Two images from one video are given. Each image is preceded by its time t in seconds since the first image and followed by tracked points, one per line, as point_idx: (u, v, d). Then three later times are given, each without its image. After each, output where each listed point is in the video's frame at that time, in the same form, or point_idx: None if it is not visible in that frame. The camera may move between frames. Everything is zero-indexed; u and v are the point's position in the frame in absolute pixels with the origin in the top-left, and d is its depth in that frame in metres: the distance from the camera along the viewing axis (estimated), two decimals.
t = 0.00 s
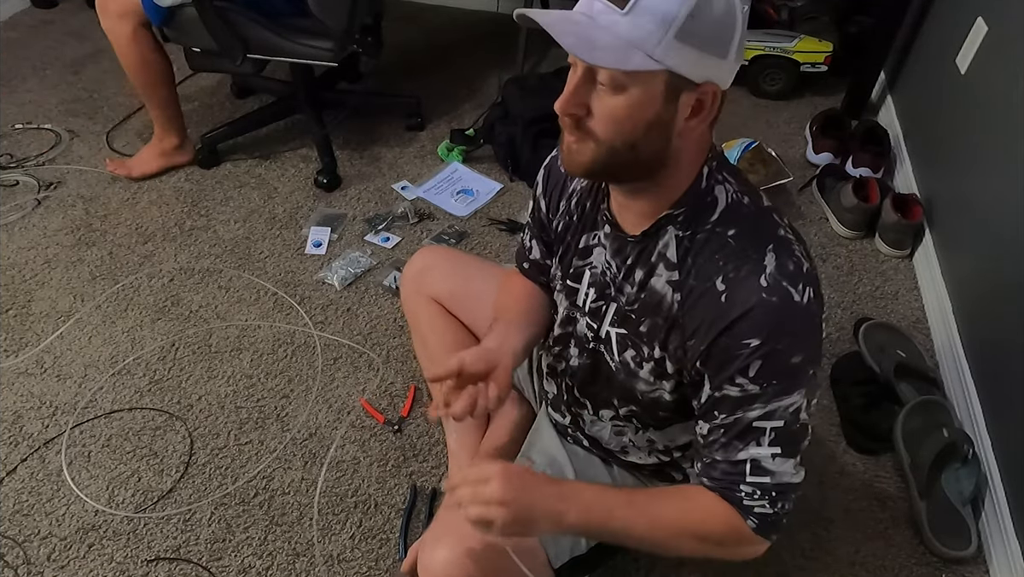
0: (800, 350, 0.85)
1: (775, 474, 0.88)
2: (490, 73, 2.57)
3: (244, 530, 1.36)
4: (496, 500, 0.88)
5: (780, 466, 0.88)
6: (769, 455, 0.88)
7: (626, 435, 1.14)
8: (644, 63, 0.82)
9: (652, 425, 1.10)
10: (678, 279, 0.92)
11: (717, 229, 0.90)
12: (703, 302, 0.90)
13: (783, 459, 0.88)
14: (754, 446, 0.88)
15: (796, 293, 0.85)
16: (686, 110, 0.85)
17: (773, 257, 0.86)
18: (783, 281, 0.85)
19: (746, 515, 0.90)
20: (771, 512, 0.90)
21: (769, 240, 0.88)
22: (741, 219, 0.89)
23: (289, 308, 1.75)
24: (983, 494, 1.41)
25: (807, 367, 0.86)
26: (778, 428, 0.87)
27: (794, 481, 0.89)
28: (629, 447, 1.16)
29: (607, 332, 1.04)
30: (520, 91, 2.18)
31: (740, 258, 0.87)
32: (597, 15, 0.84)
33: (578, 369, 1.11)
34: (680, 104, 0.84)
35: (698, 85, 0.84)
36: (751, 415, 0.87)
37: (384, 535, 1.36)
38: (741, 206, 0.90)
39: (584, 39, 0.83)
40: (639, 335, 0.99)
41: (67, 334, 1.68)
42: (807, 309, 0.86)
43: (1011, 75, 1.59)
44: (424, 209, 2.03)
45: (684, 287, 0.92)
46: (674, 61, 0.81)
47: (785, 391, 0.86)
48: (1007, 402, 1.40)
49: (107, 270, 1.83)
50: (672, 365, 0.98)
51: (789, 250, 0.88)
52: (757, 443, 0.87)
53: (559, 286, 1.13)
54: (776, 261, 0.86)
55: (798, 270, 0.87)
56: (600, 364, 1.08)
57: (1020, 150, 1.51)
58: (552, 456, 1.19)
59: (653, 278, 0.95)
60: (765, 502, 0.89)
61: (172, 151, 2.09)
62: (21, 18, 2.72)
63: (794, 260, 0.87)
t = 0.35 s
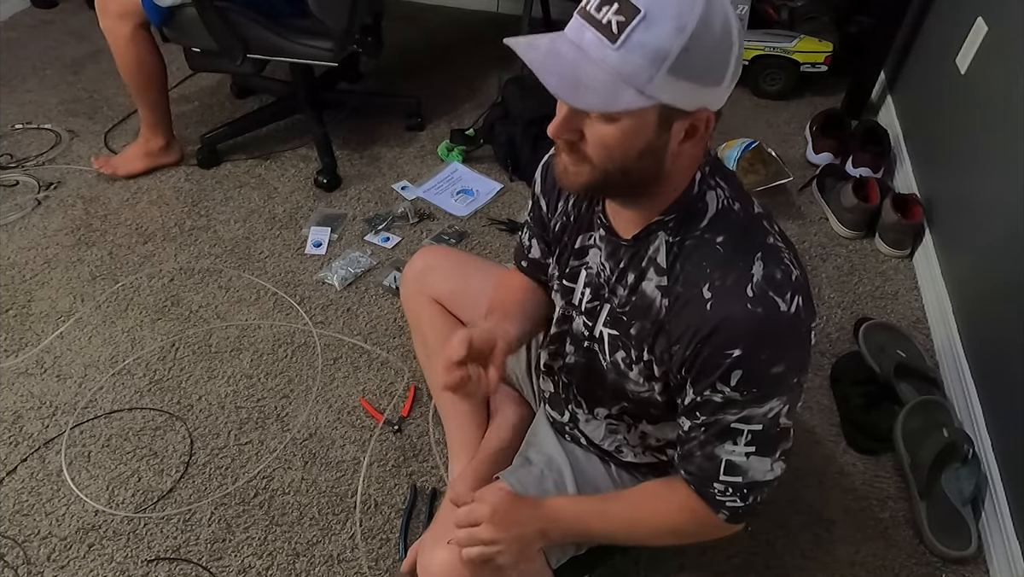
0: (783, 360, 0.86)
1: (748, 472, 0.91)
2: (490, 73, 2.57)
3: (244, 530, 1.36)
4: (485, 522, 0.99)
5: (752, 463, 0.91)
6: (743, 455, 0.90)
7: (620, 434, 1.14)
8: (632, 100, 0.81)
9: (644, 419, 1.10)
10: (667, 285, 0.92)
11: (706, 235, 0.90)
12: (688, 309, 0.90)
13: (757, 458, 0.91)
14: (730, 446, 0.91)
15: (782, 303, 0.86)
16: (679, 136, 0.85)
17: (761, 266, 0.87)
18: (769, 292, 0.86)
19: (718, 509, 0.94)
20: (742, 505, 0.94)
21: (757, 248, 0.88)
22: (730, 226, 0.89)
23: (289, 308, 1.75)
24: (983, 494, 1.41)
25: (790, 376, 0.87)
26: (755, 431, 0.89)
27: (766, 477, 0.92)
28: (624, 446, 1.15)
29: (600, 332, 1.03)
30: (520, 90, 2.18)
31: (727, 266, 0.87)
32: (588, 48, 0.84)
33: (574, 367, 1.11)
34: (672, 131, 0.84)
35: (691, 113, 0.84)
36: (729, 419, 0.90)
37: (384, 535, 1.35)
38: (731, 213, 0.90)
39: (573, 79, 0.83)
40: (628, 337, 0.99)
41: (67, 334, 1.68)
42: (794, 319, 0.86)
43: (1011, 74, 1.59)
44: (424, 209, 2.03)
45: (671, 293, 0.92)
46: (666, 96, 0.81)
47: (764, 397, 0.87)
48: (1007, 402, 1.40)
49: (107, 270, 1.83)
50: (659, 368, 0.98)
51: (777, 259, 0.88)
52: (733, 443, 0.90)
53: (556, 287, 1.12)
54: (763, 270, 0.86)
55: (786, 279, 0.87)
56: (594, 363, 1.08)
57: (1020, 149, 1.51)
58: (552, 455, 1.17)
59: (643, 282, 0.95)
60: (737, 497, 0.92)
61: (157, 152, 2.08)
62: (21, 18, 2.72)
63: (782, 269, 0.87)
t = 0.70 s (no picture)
0: (790, 377, 0.87)
1: (753, 487, 0.92)
2: (490, 73, 2.57)
3: (244, 530, 1.36)
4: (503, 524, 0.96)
5: (758, 478, 0.92)
6: (750, 470, 0.92)
7: (621, 443, 1.14)
8: (638, 134, 0.82)
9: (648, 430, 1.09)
10: (673, 299, 0.92)
11: (713, 250, 0.89)
12: (695, 324, 0.90)
13: (763, 473, 0.92)
14: (736, 460, 0.92)
15: (789, 319, 0.87)
16: (686, 161, 0.85)
17: (769, 281, 0.87)
18: (778, 309, 0.86)
19: (723, 521, 0.96)
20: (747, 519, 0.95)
21: (765, 263, 0.88)
22: (737, 241, 0.89)
23: (289, 308, 1.75)
24: (983, 494, 1.41)
25: (797, 391, 0.89)
26: (762, 446, 0.91)
27: (772, 493, 0.94)
28: (624, 453, 1.14)
29: (604, 342, 1.04)
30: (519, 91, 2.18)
31: (734, 282, 0.87)
32: (593, 83, 0.84)
33: (577, 374, 1.11)
34: (681, 157, 0.84)
35: (699, 139, 0.83)
36: (736, 434, 0.91)
37: (384, 535, 1.36)
38: (737, 227, 0.90)
39: (580, 118, 0.84)
40: (634, 350, 0.99)
41: (67, 334, 1.68)
42: (801, 334, 0.88)
43: (1011, 74, 1.59)
44: (424, 209, 2.03)
45: (678, 308, 0.92)
46: (675, 127, 0.81)
47: (771, 414, 0.89)
48: (1007, 402, 1.40)
49: (107, 270, 1.83)
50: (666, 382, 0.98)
51: (784, 274, 0.88)
52: (739, 458, 0.91)
53: (558, 295, 1.12)
54: (772, 285, 0.87)
55: (793, 294, 0.88)
56: (598, 372, 1.08)
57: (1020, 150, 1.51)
58: (552, 457, 1.17)
59: (649, 296, 0.95)
60: (743, 511, 0.94)
61: (154, 152, 2.08)
62: (21, 18, 2.72)
63: (790, 284, 0.88)
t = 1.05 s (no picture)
0: (789, 386, 0.87)
1: (756, 493, 0.92)
2: (490, 73, 2.57)
3: (244, 530, 1.36)
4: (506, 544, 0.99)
5: (759, 484, 0.92)
6: (751, 477, 0.92)
7: (618, 448, 1.14)
8: (624, 160, 0.82)
9: (645, 435, 1.10)
10: (671, 307, 0.92)
11: (711, 258, 0.89)
12: (695, 332, 0.90)
13: (764, 479, 0.92)
14: (738, 468, 0.92)
15: (787, 328, 0.86)
16: (678, 176, 0.84)
17: (767, 291, 0.87)
18: (775, 318, 0.86)
19: (728, 528, 0.96)
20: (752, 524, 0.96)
21: (764, 272, 0.88)
22: (736, 249, 0.89)
23: (289, 308, 1.75)
24: (983, 494, 1.41)
25: (796, 401, 0.89)
26: (762, 454, 0.91)
27: (773, 496, 0.94)
28: (623, 456, 1.14)
29: (602, 348, 1.03)
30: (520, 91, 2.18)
31: (733, 291, 0.87)
32: (575, 114, 0.84)
33: (573, 379, 1.12)
34: (671, 174, 0.83)
35: (688, 155, 0.83)
36: (736, 443, 0.91)
37: (384, 535, 1.36)
38: (736, 235, 0.90)
39: (562, 153, 0.84)
40: (632, 356, 0.99)
41: (67, 334, 1.69)
42: (799, 343, 0.87)
43: (1011, 74, 1.59)
44: (424, 209, 2.03)
45: (676, 315, 0.92)
46: (662, 150, 0.81)
47: (770, 422, 0.89)
48: (1007, 402, 1.40)
49: (107, 270, 1.83)
50: (664, 390, 0.98)
51: (782, 283, 0.88)
52: (741, 466, 0.91)
53: (555, 298, 1.12)
54: (770, 295, 0.87)
55: (791, 303, 0.87)
56: (594, 377, 1.08)
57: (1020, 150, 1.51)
58: (552, 458, 1.17)
59: (647, 303, 0.95)
60: (747, 517, 0.94)
61: (154, 153, 2.08)
62: (21, 18, 2.72)
63: (788, 294, 0.88)
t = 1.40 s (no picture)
0: (799, 376, 0.87)
1: (783, 484, 0.91)
2: (490, 73, 2.57)
3: (244, 530, 1.36)
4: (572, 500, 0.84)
5: (782, 475, 0.91)
6: (774, 469, 0.90)
7: (620, 448, 1.14)
8: (621, 166, 0.83)
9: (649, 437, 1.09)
10: (674, 304, 0.92)
11: (714, 253, 0.89)
12: (700, 328, 0.90)
13: (786, 469, 0.91)
14: (760, 463, 0.91)
15: (794, 318, 0.87)
16: (676, 174, 0.85)
17: (771, 282, 0.87)
18: (782, 308, 0.86)
19: (761, 519, 0.94)
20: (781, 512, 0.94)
21: (767, 264, 0.88)
22: (737, 243, 0.89)
23: (289, 308, 1.75)
24: (982, 494, 1.41)
25: (806, 391, 0.89)
26: (781, 444, 0.90)
27: (796, 483, 0.92)
28: (625, 456, 1.14)
29: (602, 349, 1.03)
30: (520, 91, 2.18)
31: (738, 284, 0.87)
32: (568, 127, 0.86)
33: (570, 381, 1.13)
34: (669, 172, 0.84)
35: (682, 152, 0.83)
36: (755, 437, 0.90)
37: (384, 535, 1.36)
38: (737, 229, 0.90)
39: (561, 169, 0.85)
40: (634, 356, 0.99)
41: (67, 334, 1.69)
42: (807, 333, 0.87)
43: (1011, 74, 1.59)
44: (424, 209, 2.03)
45: (679, 312, 0.91)
46: (656, 151, 0.82)
47: (782, 413, 0.88)
48: (1007, 402, 1.40)
49: (107, 270, 1.83)
50: (667, 387, 0.97)
51: (786, 274, 0.89)
52: (762, 459, 0.90)
53: (553, 301, 1.12)
54: (775, 286, 0.87)
55: (796, 294, 0.88)
56: (594, 379, 1.09)
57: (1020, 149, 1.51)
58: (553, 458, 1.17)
59: (648, 301, 0.95)
60: (778, 508, 0.93)
61: (155, 152, 2.08)
62: (21, 18, 2.72)
63: (792, 284, 0.88)
